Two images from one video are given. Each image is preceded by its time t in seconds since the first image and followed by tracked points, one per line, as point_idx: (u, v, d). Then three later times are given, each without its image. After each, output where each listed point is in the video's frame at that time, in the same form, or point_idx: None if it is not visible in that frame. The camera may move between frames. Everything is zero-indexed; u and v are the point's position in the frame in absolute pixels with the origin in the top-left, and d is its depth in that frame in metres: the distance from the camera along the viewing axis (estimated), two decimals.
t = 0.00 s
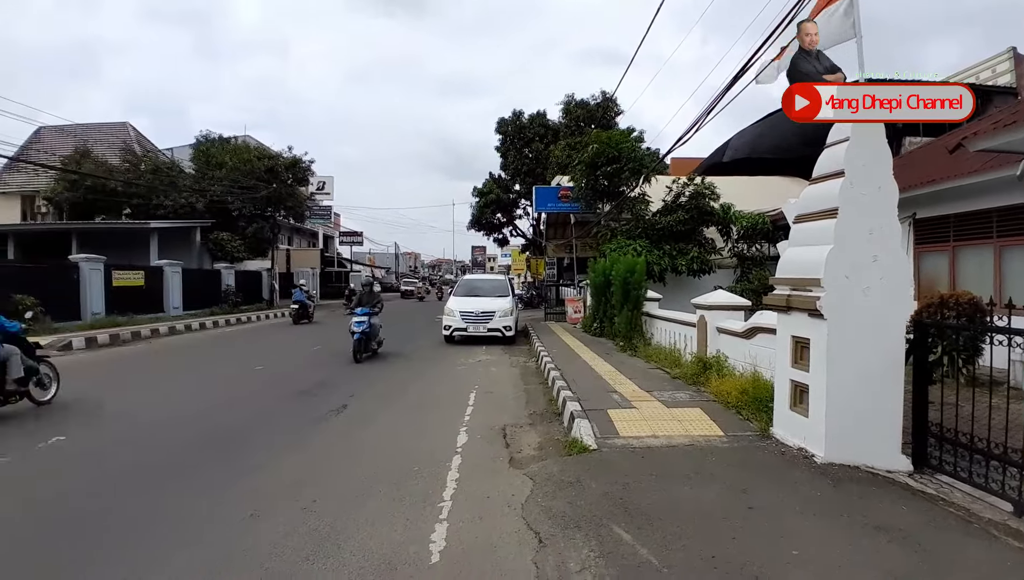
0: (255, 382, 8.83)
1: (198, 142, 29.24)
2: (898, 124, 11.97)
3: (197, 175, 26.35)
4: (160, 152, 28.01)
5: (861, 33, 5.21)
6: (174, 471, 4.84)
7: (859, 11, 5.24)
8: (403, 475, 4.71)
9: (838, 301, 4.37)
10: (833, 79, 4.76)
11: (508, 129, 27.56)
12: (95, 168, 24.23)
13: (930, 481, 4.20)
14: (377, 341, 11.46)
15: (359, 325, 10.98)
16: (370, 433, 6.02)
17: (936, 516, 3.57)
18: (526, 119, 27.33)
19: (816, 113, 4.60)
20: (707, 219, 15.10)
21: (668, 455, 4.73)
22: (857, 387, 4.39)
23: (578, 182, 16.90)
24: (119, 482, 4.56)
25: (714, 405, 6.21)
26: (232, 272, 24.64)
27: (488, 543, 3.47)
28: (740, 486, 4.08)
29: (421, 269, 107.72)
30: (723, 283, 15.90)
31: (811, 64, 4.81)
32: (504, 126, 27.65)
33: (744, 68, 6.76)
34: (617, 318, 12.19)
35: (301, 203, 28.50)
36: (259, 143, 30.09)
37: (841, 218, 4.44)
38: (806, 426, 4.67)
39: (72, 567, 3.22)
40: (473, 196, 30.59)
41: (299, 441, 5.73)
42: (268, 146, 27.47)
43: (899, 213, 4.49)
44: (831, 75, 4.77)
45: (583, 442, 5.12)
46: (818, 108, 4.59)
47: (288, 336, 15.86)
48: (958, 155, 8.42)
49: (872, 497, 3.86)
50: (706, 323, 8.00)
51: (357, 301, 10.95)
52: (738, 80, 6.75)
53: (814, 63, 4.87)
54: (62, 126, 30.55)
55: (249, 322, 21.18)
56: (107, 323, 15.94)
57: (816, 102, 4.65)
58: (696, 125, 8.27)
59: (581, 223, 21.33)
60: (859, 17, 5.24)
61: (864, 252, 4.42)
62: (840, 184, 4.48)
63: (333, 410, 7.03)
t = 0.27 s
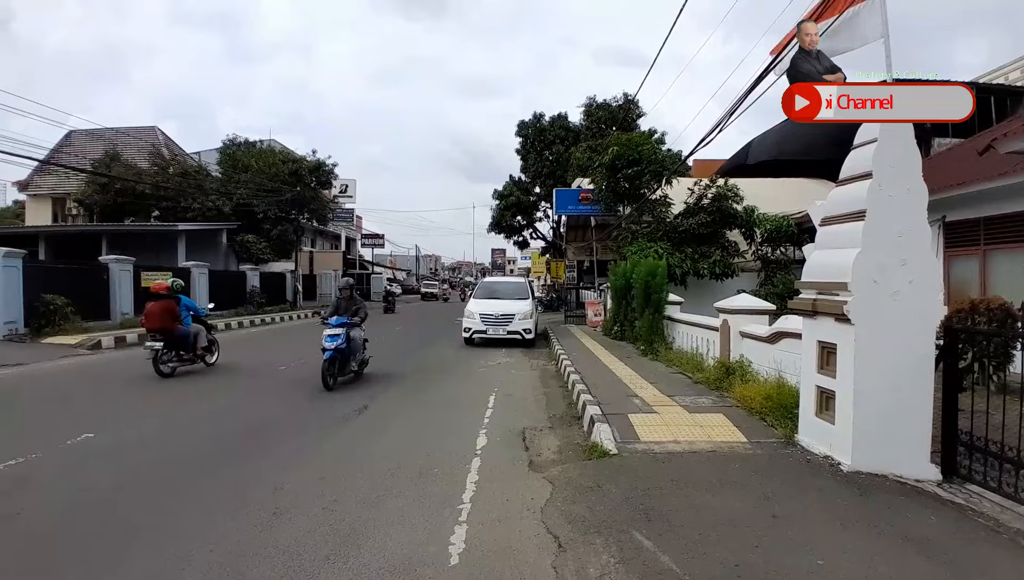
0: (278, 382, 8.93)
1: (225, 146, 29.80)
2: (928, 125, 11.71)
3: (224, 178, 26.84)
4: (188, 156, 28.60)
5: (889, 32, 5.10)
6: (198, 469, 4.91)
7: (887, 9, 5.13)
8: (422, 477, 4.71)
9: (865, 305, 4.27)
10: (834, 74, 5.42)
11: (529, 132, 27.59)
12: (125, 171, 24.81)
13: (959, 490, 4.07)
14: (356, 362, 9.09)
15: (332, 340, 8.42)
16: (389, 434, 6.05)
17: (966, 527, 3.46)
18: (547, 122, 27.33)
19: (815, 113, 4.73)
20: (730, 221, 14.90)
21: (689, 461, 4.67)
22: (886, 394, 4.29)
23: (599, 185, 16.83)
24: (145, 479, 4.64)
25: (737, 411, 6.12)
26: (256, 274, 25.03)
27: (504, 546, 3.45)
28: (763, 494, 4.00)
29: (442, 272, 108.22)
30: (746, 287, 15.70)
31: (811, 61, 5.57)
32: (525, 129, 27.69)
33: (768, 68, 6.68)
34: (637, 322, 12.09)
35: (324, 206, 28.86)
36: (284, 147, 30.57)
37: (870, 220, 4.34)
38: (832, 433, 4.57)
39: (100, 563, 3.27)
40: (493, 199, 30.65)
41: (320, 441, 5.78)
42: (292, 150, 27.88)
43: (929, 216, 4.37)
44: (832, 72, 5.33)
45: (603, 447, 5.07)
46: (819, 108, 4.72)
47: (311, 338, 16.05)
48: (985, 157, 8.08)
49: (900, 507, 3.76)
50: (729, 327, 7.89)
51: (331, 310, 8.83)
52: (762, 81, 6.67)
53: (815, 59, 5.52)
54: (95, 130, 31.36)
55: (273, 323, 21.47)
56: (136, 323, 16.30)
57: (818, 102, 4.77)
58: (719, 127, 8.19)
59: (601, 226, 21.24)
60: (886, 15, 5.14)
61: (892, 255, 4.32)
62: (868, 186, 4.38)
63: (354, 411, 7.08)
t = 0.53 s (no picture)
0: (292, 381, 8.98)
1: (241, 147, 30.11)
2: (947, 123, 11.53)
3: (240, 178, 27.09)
4: (205, 157, 28.90)
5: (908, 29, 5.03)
6: (214, 467, 4.95)
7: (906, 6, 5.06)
8: (434, 476, 4.72)
9: (884, 305, 4.20)
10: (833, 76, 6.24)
11: (542, 131, 27.56)
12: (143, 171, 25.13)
13: (978, 494, 4.00)
14: (293, 393, 6.42)
15: (253, 362, 5.89)
16: (402, 433, 6.06)
17: (987, 531, 3.39)
18: (561, 121, 27.28)
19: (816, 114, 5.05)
20: (745, 220, 14.76)
21: (703, 462, 4.63)
22: (905, 396, 4.21)
23: (612, 184, 16.76)
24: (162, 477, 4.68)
25: (752, 413, 6.06)
26: (272, 273, 25.24)
27: (518, 547, 3.43)
28: (781, 497, 3.95)
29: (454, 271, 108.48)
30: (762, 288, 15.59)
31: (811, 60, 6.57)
32: (538, 128, 27.66)
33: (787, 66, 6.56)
34: (651, 322, 12.02)
35: (338, 206, 29.08)
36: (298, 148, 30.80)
37: (888, 219, 4.27)
38: (849, 435, 4.51)
39: (118, 559, 3.31)
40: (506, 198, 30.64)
41: (334, 439, 5.81)
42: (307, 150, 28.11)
43: (949, 215, 4.30)
44: (830, 75, 6.24)
45: (616, 447, 5.05)
46: (818, 108, 4.99)
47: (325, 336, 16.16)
48: (1004, 157, 7.74)
49: (919, 510, 3.69)
50: (744, 328, 7.82)
51: (257, 320, 6.46)
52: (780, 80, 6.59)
53: (816, 62, 6.42)
54: (113, 131, 31.79)
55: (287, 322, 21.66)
56: (153, 322, 16.50)
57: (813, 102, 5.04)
58: (735, 125, 8.10)
59: (615, 226, 21.16)
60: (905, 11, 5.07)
61: (910, 255, 4.25)
62: (886, 184, 4.31)
63: (368, 410, 7.11)
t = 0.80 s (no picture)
0: (312, 380, 9.07)
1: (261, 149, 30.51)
2: (975, 116, 11.26)
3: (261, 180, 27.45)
4: (227, 159, 29.32)
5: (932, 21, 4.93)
6: (236, 465, 5.02)
7: None
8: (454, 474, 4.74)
9: (909, 303, 4.12)
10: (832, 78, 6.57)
11: (559, 129, 27.48)
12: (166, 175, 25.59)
13: (1008, 495, 3.91)
14: (119, 475, 3.73)
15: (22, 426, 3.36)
16: (421, 431, 6.10)
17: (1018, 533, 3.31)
18: (577, 119, 27.19)
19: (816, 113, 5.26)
20: (766, 217, 14.58)
21: (725, 462, 4.58)
22: (931, 396, 4.12)
23: (629, 182, 16.67)
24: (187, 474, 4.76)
25: (774, 412, 5.98)
26: (292, 274, 25.54)
27: (538, 546, 3.43)
28: (804, 498, 3.89)
29: (472, 271, 108.74)
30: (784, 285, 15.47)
31: (813, 63, 6.72)
32: (555, 126, 27.60)
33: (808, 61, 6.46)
34: (670, 321, 11.93)
35: (356, 207, 29.35)
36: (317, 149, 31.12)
37: (913, 215, 4.18)
38: (874, 435, 4.43)
39: (143, 555, 3.37)
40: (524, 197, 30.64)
41: (354, 437, 5.86)
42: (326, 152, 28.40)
43: (976, 210, 4.20)
44: (829, 74, 6.59)
45: (636, 447, 5.02)
46: (818, 108, 5.24)
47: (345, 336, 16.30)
48: None
49: (947, 511, 3.61)
50: (766, 326, 7.72)
51: (76, 344, 3.94)
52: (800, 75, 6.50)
53: (816, 62, 6.74)
54: (137, 136, 32.39)
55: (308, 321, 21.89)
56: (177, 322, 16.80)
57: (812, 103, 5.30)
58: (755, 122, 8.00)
59: (632, 224, 21.03)
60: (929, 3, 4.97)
61: (937, 252, 4.16)
62: (911, 180, 4.22)
63: (387, 408, 7.16)
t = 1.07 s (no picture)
0: (336, 378, 9.18)
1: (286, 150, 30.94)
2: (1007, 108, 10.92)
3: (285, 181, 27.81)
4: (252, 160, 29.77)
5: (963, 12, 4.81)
6: (262, 461, 5.09)
7: None
8: (476, 472, 4.76)
9: (941, 301, 4.02)
10: (832, 77, 7.36)
11: (580, 127, 27.37)
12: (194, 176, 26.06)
13: None
14: None
15: None
16: (443, 429, 6.13)
17: None
18: (598, 117, 27.06)
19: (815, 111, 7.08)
20: (792, 214, 14.34)
21: (750, 463, 4.52)
22: (965, 396, 4.01)
23: (651, 179, 16.52)
24: (215, 470, 4.85)
25: (801, 413, 5.88)
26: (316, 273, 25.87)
27: (561, 545, 3.42)
28: (832, 500, 3.82)
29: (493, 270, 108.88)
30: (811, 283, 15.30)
31: (813, 63, 7.56)
32: (575, 124, 27.50)
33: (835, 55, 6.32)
34: (694, 320, 11.80)
35: (379, 206, 29.64)
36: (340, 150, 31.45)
37: (945, 212, 4.08)
38: (904, 436, 4.33)
39: (172, 549, 3.44)
40: (545, 195, 30.59)
41: (377, 435, 5.91)
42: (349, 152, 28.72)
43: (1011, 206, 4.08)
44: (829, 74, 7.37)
45: (659, 447, 4.98)
46: (815, 107, 7.05)
47: (368, 335, 16.44)
48: None
49: (981, 515, 3.52)
50: (793, 325, 7.60)
51: None
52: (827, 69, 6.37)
53: (816, 61, 7.57)
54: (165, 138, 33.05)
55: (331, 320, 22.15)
56: (205, 321, 17.13)
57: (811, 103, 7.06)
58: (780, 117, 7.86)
59: (655, 222, 20.86)
60: None
61: (970, 249, 4.05)
62: (942, 175, 4.12)
63: (410, 406, 7.20)
